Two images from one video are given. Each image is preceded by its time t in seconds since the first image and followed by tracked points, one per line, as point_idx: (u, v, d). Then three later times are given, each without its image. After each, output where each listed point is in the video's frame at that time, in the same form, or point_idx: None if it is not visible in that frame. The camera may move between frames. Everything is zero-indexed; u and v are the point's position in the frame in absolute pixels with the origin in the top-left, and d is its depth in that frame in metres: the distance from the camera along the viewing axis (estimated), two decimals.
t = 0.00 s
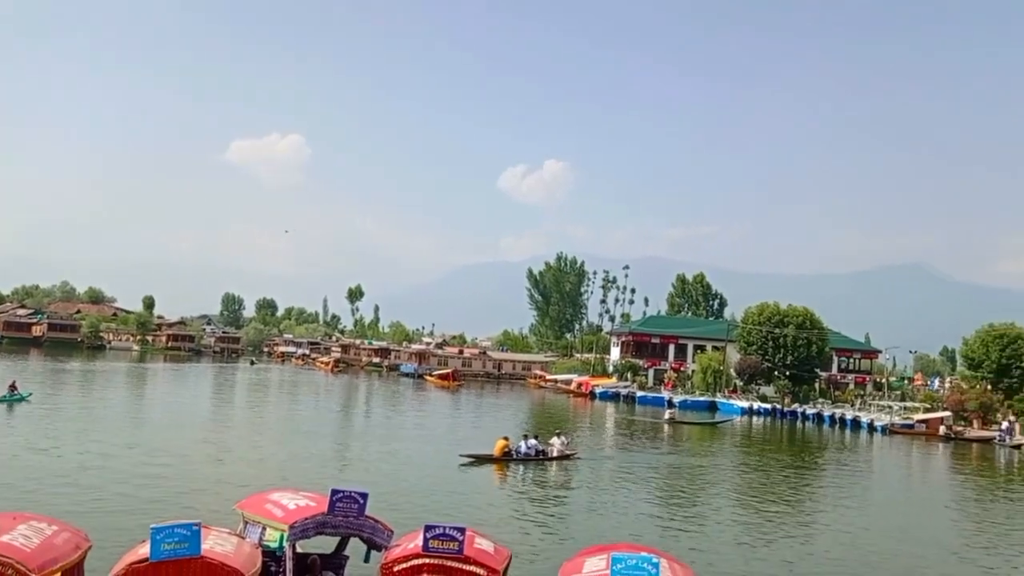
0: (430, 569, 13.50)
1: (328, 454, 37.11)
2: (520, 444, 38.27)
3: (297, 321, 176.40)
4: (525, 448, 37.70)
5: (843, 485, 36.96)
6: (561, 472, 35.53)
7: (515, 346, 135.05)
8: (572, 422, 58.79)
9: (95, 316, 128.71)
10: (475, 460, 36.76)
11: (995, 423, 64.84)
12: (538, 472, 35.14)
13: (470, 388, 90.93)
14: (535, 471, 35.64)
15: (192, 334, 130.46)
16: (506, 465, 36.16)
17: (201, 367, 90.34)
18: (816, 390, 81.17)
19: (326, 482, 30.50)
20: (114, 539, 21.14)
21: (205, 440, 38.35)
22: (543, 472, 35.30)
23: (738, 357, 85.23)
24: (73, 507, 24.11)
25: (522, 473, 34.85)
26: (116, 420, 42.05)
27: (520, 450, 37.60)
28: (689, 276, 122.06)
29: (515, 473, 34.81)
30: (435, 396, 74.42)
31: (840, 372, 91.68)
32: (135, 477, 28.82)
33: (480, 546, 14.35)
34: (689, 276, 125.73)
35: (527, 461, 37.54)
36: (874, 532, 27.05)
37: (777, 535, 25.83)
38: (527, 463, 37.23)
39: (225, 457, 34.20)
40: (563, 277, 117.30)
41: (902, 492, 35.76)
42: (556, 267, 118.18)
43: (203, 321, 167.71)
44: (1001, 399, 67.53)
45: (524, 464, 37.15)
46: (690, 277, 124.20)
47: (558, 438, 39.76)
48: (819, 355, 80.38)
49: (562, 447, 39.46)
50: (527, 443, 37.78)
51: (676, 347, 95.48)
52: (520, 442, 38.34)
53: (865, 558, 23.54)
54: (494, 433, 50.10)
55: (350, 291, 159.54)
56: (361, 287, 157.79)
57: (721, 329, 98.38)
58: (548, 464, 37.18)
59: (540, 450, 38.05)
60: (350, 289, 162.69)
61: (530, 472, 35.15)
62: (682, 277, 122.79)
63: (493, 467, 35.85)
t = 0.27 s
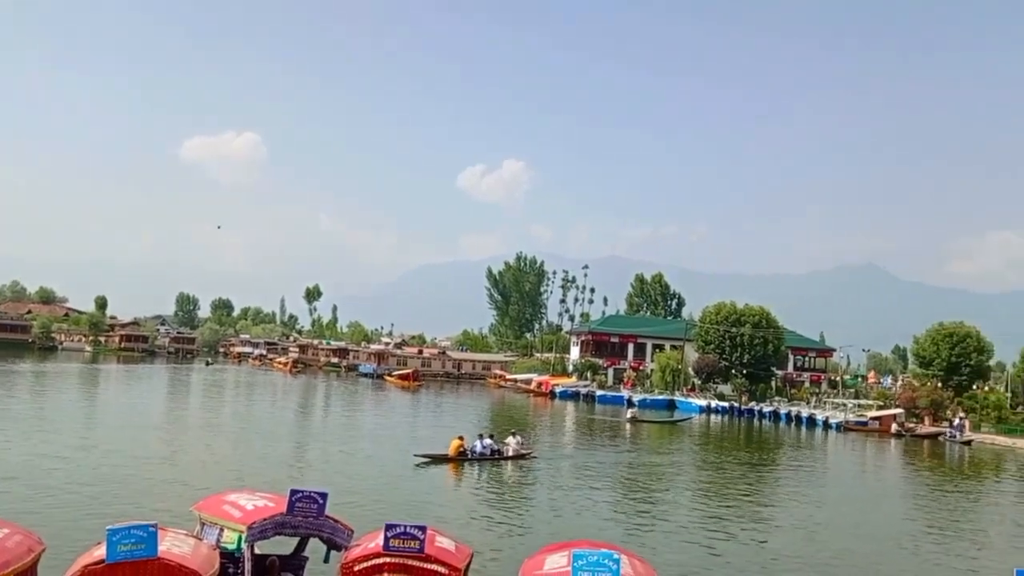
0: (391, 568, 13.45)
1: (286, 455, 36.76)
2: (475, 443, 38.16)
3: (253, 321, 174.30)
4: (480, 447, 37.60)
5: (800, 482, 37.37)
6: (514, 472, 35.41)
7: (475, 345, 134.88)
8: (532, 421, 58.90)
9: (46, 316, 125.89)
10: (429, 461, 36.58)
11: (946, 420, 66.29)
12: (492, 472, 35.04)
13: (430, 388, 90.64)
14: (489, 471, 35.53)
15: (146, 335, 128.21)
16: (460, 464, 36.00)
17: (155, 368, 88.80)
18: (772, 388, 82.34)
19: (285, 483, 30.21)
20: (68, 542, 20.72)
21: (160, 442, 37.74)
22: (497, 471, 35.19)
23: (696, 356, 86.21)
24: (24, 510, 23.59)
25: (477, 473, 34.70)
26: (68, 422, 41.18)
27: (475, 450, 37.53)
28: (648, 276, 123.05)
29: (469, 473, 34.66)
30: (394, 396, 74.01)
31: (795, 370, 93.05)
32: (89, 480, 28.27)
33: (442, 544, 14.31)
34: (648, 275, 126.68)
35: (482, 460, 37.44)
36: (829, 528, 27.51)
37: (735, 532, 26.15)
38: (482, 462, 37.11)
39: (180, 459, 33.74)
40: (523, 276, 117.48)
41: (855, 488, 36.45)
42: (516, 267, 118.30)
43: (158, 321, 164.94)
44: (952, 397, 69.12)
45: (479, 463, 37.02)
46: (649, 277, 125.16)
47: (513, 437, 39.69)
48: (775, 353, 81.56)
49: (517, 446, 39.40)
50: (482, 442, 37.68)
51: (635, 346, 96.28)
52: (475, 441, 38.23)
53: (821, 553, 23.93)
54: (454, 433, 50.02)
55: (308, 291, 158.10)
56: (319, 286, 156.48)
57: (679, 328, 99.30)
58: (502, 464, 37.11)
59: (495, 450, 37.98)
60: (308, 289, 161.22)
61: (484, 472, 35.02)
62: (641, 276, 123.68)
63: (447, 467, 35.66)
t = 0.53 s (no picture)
0: (368, 566, 13.45)
1: (262, 455, 36.52)
2: (448, 443, 37.99)
3: (229, 321, 172.92)
4: (453, 447, 37.46)
5: (776, 480, 37.55)
6: (487, 471, 35.30)
7: (453, 345, 134.66)
8: (510, 421, 58.88)
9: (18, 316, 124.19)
10: (401, 461, 36.36)
11: (919, 418, 67.01)
12: (465, 472, 34.91)
13: (408, 388, 90.38)
14: (461, 470, 35.39)
15: (120, 335, 126.82)
16: (433, 463, 35.85)
17: (129, 368, 87.83)
18: (748, 387, 82.89)
19: (262, 483, 30.02)
20: (41, 543, 20.47)
21: (135, 442, 37.36)
22: (470, 471, 35.07)
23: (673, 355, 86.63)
24: None
25: (449, 472, 34.55)
26: (40, 423, 40.65)
27: (447, 450, 37.35)
28: (626, 276, 123.44)
29: (442, 472, 34.50)
30: (372, 396, 73.68)
31: (772, 369, 93.71)
32: (62, 480, 27.94)
33: (420, 542, 14.28)
34: (625, 275, 127.06)
35: (455, 460, 37.31)
36: (804, 524, 27.73)
37: (711, 528, 26.27)
38: (455, 462, 36.97)
39: (155, 459, 33.42)
40: (501, 276, 117.49)
41: (831, 485, 36.79)
42: (494, 266, 118.23)
43: (132, 321, 163.18)
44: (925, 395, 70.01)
45: (451, 463, 36.87)
46: (627, 276, 125.52)
47: (486, 437, 39.59)
48: (751, 352, 82.12)
49: (490, 446, 39.30)
50: (455, 441, 37.54)
51: (613, 345, 96.60)
52: (447, 441, 38.05)
53: (796, 549, 24.11)
54: (432, 432, 49.92)
55: (285, 290, 157.10)
56: (296, 286, 155.55)
57: (657, 327, 99.71)
58: (475, 463, 36.99)
59: (468, 450, 37.83)
60: (284, 288, 160.22)
61: (456, 472, 34.86)
62: (618, 276, 124.04)
63: (420, 467, 35.48)
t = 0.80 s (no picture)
0: (349, 564, 13.41)
1: (242, 456, 36.34)
2: (423, 443, 37.88)
3: (208, 321, 171.79)
4: (429, 446, 37.35)
5: (756, 479, 37.71)
6: (463, 471, 35.20)
7: (434, 345, 134.47)
8: (491, 421, 58.94)
9: None
10: (377, 461, 36.23)
11: (897, 417, 67.65)
12: (441, 472, 34.79)
13: (388, 388, 90.18)
14: (436, 470, 35.26)
15: (98, 335, 125.71)
16: (409, 464, 35.74)
17: (106, 368, 87.05)
18: (728, 387, 83.39)
19: (241, 483, 29.88)
20: (18, 544, 20.29)
21: (112, 443, 37.08)
22: (448, 471, 35.00)
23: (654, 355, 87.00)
24: None
25: (425, 473, 34.42)
26: (15, 424, 40.25)
27: (423, 449, 37.23)
28: (607, 276, 123.76)
29: (418, 472, 34.37)
30: (353, 396, 73.44)
31: (751, 368, 94.28)
32: (38, 481, 27.68)
33: (401, 541, 14.23)
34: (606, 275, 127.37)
35: (431, 459, 37.21)
36: (786, 522, 27.94)
37: (693, 527, 26.42)
38: (430, 461, 36.86)
39: (132, 460, 33.15)
40: (482, 276, 117.44)
41: (810, 483, 37.09)
42: (475, 266, 118.15)
43: (110, 321, 161.76)
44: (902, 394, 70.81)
45: (427, 463, 36.76)
46: (608, 276, 125.83)
47: (462, 436, 39.52)
48: (731, 352, 82.61)
49: (467, 445, 39.25)
50: (431, 441, 37.43)
51: (594, 345, 96.87)
52: (424, 440, 37.94)
53: (778, 547, 24.30)
54: (412, 432, 49.85)
55: (265, 290, 156.19)
56: (277, 286, 154.70)
57: (638, 327, 100.06)
58: (451, 463, 36.90)
59: (444, 450, 37.73)
60: (264, 288, 159.35)
61: (431, 472, 34.72)
62: (599, 276, 124.36)
63: (396, 467, 35.32)
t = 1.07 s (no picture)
0: (334, 562, 13.38)
1: (225, 455, 36.19)
2: (403, 442, 37.73)
3: (192, 321, 170.73)
4: (408, 446, 37.17)
5: (740, 477, 37.84)
6: (443, 471, 35.04)
7: (419, 345, 134.25)
8: (476, 420, 58.94)
9: None
10: (356, 460, 36.08)
11: (879, 415, 68.12)
12: (422, 471, 34.63)
13: (373, 387, 89.97)
14: (415, 470, 35.08)
15: (80, 335, 124.68)
16: (389, 464, 35.59)
17: (88, 368, 86.36)
18: (712, 386, 83.76)
19: (224, 483, 29.76)
20: None
21: (94, 443, 36.82)
22: (430, 470, 34.93)
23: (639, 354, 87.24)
24: None
25: (404, 473, 34.22)
26: None
27: (403, 449, 37.09)
28: (592, 276, 123.94)
29: (398, 472, 34.20)
30: (337, 396, 73.23)
31: (735, 367, 94.70)
32: (19, 482, 27.47)
33: (386, 539, 14.22)
34: (591, 275, 127.52)
35: (411, 459, 37.04)
36: (770, 519, 28.11)
37: (679, 524, 26.54)
38: (409, 461, 36.69)
39: (115, 460, 32.95)
40: (467, 276, 117.34)
41: (794, 481, 37.33)
42: (460, 266, 117.99)
43: (91, 321, 160.38)
44: (885, 393, 71.32)
45: (405, 462, 36.57)
46: (592, 276, 125.98)
47: (442, 436, 39.36)
48: (715, 351, 82.97)
49: (447, 444, 39.12)
50: (411, 441, 37.25)
51: (578, 345, 97.05)
52: (403, 440, 37.80)
53: (763, 544, 24.44)
54: (397, 432, 49.78)
55: (248, 289, 155.36)
56: (260, 285, 153.87)
57: (622, 326, 100.27)
58: (431, 462, 36.74)
59: (424, 449, 37.59)
60: (248, 288, 158.55)
61: (409, 472, 34.52)
62: (584, 276, 124.50)
63: (374, 467, 35.09)
